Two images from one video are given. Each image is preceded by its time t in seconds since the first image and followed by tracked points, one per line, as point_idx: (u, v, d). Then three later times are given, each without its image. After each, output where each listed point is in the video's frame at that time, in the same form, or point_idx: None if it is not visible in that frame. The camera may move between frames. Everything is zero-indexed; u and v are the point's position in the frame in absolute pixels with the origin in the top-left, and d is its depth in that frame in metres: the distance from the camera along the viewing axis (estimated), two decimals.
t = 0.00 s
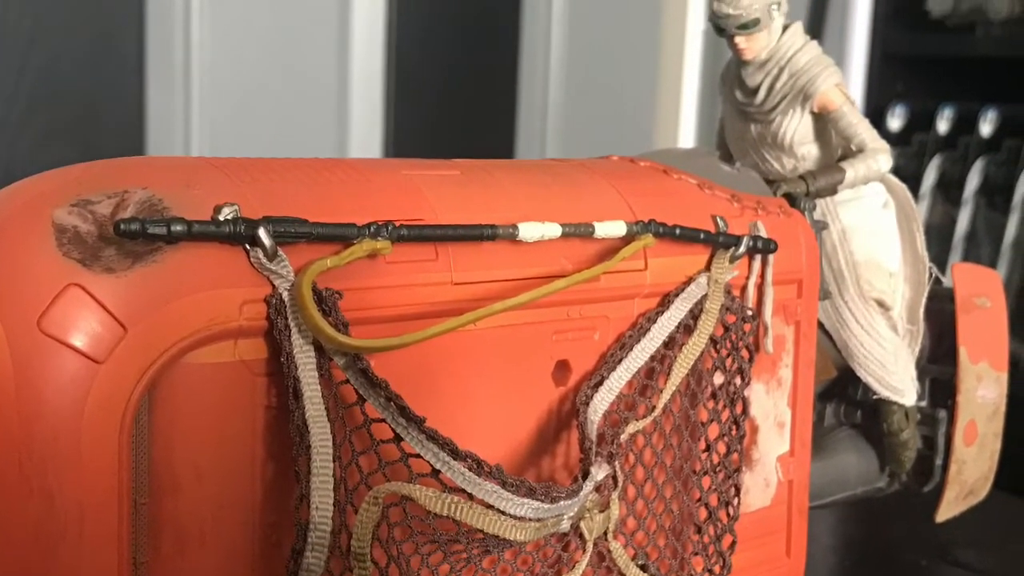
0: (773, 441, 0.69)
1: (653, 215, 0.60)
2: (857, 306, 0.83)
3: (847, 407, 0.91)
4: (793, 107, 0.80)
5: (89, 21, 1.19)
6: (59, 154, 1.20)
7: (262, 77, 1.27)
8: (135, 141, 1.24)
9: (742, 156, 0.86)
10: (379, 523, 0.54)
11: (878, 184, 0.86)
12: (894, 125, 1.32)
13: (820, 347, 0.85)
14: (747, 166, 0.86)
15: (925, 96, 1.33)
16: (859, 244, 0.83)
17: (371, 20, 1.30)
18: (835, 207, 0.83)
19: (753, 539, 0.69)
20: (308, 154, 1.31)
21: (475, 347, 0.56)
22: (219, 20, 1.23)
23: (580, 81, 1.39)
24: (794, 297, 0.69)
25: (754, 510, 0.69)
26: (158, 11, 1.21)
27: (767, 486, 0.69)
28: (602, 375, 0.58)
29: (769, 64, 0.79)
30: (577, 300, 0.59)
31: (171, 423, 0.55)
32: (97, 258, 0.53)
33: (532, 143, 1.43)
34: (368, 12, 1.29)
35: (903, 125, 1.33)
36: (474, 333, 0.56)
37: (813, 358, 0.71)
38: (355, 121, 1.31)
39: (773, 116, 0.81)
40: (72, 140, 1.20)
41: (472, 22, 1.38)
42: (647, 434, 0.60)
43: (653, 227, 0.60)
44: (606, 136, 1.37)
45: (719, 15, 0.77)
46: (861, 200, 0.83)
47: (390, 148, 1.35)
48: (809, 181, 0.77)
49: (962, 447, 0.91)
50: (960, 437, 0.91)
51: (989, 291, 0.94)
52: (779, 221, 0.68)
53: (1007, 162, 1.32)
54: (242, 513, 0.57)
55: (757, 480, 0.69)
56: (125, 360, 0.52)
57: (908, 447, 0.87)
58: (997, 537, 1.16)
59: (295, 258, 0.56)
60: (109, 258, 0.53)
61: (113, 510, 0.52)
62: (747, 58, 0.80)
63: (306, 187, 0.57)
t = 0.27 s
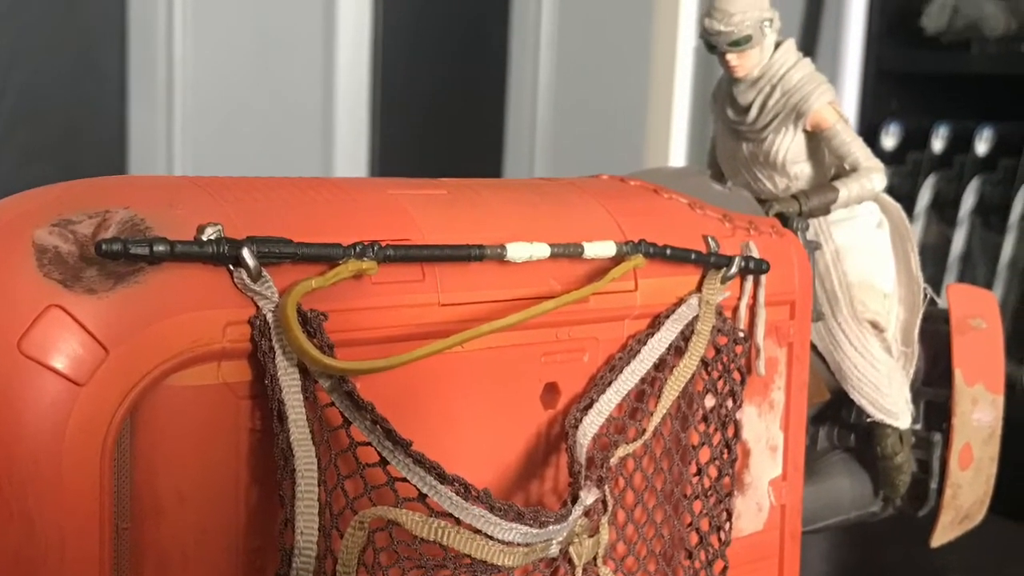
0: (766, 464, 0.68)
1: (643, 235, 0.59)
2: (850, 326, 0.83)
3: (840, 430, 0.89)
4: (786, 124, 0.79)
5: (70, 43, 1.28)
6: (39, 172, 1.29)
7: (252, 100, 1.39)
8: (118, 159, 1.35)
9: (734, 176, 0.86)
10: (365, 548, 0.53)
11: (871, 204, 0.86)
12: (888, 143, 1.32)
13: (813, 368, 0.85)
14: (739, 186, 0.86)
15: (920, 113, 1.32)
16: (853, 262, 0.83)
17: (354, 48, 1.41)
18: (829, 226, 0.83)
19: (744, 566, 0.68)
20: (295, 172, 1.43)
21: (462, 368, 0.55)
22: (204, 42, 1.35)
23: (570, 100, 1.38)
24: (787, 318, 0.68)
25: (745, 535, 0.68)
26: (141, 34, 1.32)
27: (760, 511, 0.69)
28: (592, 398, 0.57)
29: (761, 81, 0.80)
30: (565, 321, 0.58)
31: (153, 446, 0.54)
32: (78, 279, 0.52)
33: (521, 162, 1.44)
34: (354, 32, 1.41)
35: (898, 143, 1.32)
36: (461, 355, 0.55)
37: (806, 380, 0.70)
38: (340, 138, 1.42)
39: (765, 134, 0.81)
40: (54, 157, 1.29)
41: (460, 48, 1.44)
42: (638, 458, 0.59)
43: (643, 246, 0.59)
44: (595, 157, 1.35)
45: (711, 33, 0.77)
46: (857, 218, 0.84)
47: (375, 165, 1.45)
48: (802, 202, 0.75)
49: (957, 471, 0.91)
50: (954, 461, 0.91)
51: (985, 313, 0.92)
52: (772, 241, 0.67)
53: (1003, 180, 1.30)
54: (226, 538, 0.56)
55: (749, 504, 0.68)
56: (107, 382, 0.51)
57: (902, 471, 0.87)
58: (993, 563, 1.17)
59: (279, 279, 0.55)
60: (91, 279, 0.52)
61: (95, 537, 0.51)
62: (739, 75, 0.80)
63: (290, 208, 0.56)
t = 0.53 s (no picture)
0: (758, 488, 0.68)
1: (633, 255, 0.58)
2: (844, 348, 0.82)
3: (834, 454, 0.88)
4: (778, 143, 0.79)
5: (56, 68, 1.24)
6: (14, 190, 1.24)
7: (231, 117, 1.36)
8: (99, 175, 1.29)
9: (725, 195, 0.86)
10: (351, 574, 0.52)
11: (865, 224, 0.86)
12: (882, 162, 1.30)
13: (807, 392, 0.84)
14: (731, 205, 0.85)
15: (914, 132, 1.32)
16: (847, 282, 0.81)
17: (341, 69, 1.42)
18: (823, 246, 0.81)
19: None
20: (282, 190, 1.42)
21: (449, 391, 0.54)
22: (184, 54, 1.31)
23: (558, 121, 1.36)
24: (779, 339, 0.68)
25: (736, 560, 0.67)
26: (122, 42, 1.27)
27: (752, 535, 0.68)
28: (581, 421, 0.57)
29: (753, 99, 0.79)
30: (554, 343, 0.57)
31: (136, 468, 0.53)
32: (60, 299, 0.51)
33: (510, 176, 1.38)
34: (340, 49, 1.42)
35: (892, 162, 1.30)
36: (448, 377, 0.54)
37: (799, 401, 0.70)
38: (326, 158, 1.42)
39: (757, 152, 0.80)
40: (33, 177, 1.24)
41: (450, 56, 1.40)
42: (628, 482, 0.59)
43: (634, 266, 0.58)
44: (584, 177, 1.34)
45: (702, 49, 0.77)
46: (848, 240, 0.83)
47: (361, 183, 1.45)
48: (794, 221, 0.75)
49: (953, 496, 0.89)
50: (950, 487, 0.89)
51: (980, 334, 0.91)
52: (764, 260, 0.66)
53: (999, 201, 1.26)
54: (210, 563, 0.55)
55: (741, 528, 0.67)
56: (89, 405, 0.50)
57: (896, 494, 0.86)
58: None
59: (263, 300, 0.54)
60: (72, 300, 0.51)
61: (76, 562, 0.50)
62: (730, 92, 0.79)
63: (275, 227, 0.55)
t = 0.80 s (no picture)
0: (749, 512, 0.67)
1: (623, 275, 0.58)
2: (836, 369, 0.81)
3: (828, 477, 0.87)
4: (771, 161, 0.78)
5: (32, 80, 1.13)
6: None
7: (211, 130, 1.24)
8: (81, 196, 1.18)
9: (718, 214, 0.86)
10: None
11: (859, 242, 0.85)
12: (876, 180, 1.29)
13: (799, 413, 0.83)
14: (723, 225, 0.85)
15: (908, 150, 1.30)
16: (841, 301, 0.82)
17: (328, 81, 1.28)
18: (816, 266, 0.82)
19: None
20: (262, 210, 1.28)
21: (437, 414, 0.54)
22: (168, 70, 1.19)
23: (546, 140, 1.40)
24: (771, 361, 0.67)
25: None
26: (105, 60, 1.16)
27: (744, 560, 0.67)
28: (570, 443, 0.56)
29: (745, 116, 0.79)
30: (544, 364, 0.56)
31: (118, 491, 0.52)
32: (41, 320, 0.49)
33: (498, 200, 1.43)
34: (325, 59, 1.27)
35: (886, 180, 1.30)
36: (436, 399, 0.53)
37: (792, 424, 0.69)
38: (310, 172, 1.28)
39: (749, 171, 0.80)
40: (13, 198, 1.14)
41: (440, 71, 1.38)
42: (618, 505, 0.58)
43: (623, 287, 0.58)
44: (573, 196, 1.38)
45: (693, 66, 0.76)
46: (844, 257, 0.83)
47: (347, 204, 1.32)
48: (787, 241, 0.74)
49: (948, 519, 0.88)
50: (946, 511, 0.88)
51: (976, 355, 0.91)
52: (755, 280, 0.66)
53: (995, 220, 1.26)
54: None
55: (733, 553, 0.66)
56: (70, 430, 0.48)
57: (890, 519, 0.85)
58: None
59: (247, 321, 0.53)
60: (53, 321, 0.49)
61: None
62: (722, 109, 0.79)
63: (261, 247, 0.55)
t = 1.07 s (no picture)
0: (740, 535, 0.66)
1: (613, 296, 0.58)
2: (830, 391, 0.80)
3: (821, 500, 0.87)
4: (763, 179, 0.78)
5: (16, 100, 1.18)
6: None
7: (195, 151, 1.27)
8: (64, 215, 1.23)
9: (710, 233, 0.85)
10: None
11: (854, 263, 0.86)
12: (870, 199, 1.28)
13: (791, 435, 0.82)
14: (715, 244, 0.84)
15: (901, 170, 1.30)
16: (834, 320, 0.81)
17: (314, 96, 1.32)
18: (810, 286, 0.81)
19: None
20: (247, 229, 1.31)
21: (424, 437, 0.53)
22: (152, 91, 1.23)
23: (534, 148, 1.39)
24: (764, 382, 0.66)
25: None
26: (87, 79, 1.20)
27: None
28: (560, 466, 0.56)
29: (737, 134, 0.78)
30: (534, 386, 0.56)
31: (101, 514, 0.50)
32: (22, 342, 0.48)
33: (487, 218, 1.42)
34: (311, 83, 1.31)
35: (880, 199, 1.29)
36: (424, 421, 0.53)
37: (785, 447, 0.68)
38: (296, 193, 1.32)
39: (741, 189, 0.79)
40: None
41: (424, 88, 1.40)
42: (608, 529, 0.57)
43: (614, 307, 0.58)
44: (567, 217, 1.36)
45: (684, 83, 0.76)
46: (836, 278, 0.83)
47: (333, 223, 1.36)
48: (781, 261, 0.74)
49: (943, 543, 0.87)
50: (941, 534, 0.87)
51: (973, 378, 0.90)
52: (747, 300, 0.65)
53: (991, 239, 1.24)
54: None
55: None
56: (52, 452, 0.47)
57: (884, 542, 0.84)
58: None
59: (231, 341, 0.52)
60: (35, 341, 0.48)
61: None
62: (714, 127, 0.79)
63: (246, 267, 0.54)
